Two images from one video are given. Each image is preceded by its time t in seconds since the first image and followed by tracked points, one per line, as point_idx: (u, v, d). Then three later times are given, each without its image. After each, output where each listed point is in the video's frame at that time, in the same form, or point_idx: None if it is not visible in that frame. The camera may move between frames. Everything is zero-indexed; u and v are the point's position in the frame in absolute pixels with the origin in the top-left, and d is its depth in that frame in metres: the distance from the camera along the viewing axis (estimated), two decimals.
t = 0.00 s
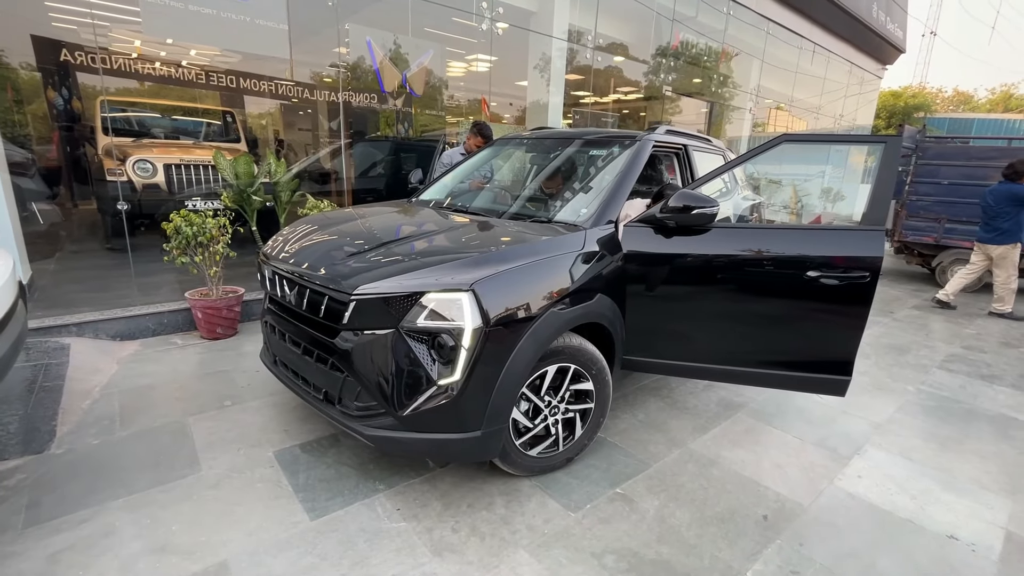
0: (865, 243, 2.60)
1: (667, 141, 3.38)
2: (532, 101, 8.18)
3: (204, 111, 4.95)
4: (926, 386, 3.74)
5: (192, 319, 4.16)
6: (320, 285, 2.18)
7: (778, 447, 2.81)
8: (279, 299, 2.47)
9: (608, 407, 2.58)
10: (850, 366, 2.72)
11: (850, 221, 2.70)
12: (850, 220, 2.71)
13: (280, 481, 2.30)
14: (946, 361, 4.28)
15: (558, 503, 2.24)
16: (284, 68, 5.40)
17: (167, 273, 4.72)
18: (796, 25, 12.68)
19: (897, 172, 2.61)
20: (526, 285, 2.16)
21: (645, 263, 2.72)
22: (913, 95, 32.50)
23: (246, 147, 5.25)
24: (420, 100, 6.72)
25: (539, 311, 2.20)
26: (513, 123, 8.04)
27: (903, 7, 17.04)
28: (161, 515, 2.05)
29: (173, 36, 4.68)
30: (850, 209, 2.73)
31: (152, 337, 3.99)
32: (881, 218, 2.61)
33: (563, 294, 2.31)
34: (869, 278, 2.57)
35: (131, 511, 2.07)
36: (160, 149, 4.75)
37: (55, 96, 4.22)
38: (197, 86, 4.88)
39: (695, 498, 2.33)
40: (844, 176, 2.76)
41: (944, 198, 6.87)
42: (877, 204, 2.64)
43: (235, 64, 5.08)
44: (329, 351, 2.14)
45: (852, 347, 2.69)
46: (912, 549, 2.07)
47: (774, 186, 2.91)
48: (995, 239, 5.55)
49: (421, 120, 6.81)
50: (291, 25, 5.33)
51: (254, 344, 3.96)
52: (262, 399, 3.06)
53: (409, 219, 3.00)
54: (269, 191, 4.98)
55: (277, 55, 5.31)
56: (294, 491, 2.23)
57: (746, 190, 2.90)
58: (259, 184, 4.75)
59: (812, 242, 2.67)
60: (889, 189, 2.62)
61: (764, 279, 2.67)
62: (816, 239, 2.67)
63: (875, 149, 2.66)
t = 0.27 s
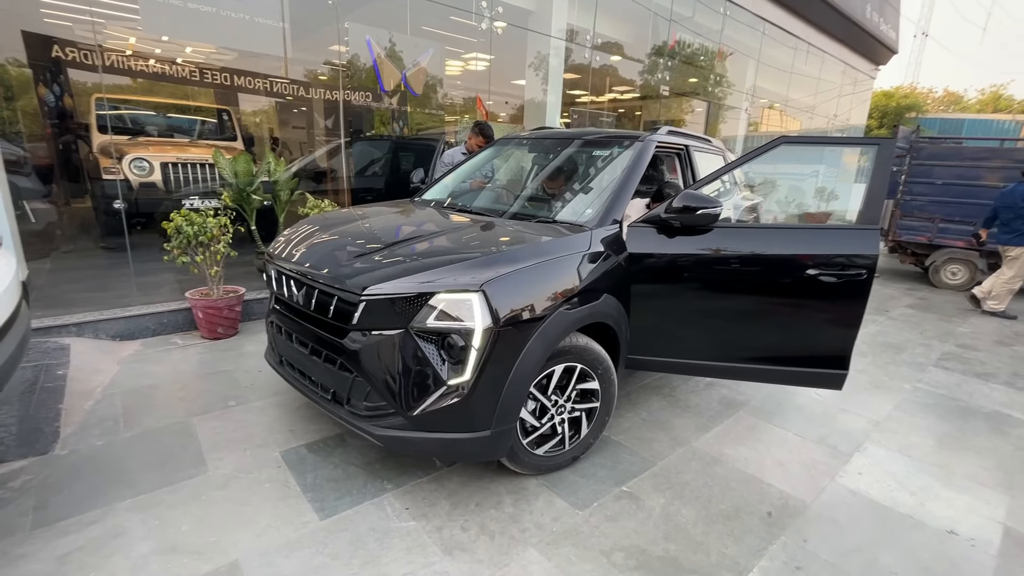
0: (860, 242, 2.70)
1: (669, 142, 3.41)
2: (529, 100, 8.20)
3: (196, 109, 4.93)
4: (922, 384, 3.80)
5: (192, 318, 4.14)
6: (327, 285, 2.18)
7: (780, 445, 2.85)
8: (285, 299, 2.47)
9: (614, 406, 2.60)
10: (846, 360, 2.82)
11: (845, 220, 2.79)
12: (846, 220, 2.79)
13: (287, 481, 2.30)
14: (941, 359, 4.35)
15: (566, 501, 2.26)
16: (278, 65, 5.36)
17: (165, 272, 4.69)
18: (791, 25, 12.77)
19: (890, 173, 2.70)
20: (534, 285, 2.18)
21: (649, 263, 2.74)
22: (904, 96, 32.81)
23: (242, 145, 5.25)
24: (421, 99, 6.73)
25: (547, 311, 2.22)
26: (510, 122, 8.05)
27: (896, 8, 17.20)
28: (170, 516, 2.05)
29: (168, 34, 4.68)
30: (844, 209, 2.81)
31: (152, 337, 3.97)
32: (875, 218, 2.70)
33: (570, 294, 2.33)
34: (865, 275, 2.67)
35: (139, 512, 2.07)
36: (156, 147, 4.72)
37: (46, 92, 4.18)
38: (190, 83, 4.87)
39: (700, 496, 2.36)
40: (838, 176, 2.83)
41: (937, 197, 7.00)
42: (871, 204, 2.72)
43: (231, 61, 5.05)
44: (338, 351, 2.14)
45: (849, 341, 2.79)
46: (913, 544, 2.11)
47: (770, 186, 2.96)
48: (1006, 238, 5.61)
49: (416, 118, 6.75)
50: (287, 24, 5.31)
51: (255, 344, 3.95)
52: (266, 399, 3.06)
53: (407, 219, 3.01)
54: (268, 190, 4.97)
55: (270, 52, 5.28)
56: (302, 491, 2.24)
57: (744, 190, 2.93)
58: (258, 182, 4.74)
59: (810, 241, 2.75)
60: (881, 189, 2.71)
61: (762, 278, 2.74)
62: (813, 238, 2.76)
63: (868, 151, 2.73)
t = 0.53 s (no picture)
0: (848, 238, 2.81)
1: (667, 142, 3.44)
2: (522, 98, 8.21)
3: (181, 105, 4.82)
4: (911, 380, 3.89)
5: (187, 318, 4.10)
6: (332, 285, 2.17)
7: (777, 440, 2.91)
8: (289, 298, 2.46)
9: (616, 403, 2.64)
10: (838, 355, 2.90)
11: (833, 218, 2.90)
12: (833, 217, 2.91)
13: (292, 481, 2.29)
14: (929, 355, 4.46)
15: (571, 498, 2.29)
16: (265, 61, 5.28)
17: (158, 271, 4.63)
18: (780, 25, 12.91)
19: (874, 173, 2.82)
20: (541, 284, 2.20)
21: (650, 262, 2.78)
22: (888, 96, 33.38)
23: (232, 142, 5.20)
24: (415, 97, 6.69)
25: (553, 310, 2.24)
26: (504, 120, 8.06)
27: (881, 10, 17.47)
28: (176, 517, 2.04)
29: (157, 28, 4.59)
30: (830, 207, 2.95)
31: (147, 337, 3.92)
32: (861, 215, 2.83)
33: (575, 293, 2.35)
34: (852, 270, 2.79)
35: (144, 513, 2.05)
36: (145, 144, 4.65)
37: (27, 86, 4.08)
38: (177, 79, 4.76)
39: (701, 491, 2.40)
40: (824, 175, 2.96)
41: (923, 197, 7.13)
42: (857, 202, 2.84)
43: (221, 57, 4.99)
44: (344, 350, 2.14)
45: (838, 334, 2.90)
46: (909, 535, 2.17)
47: (760, 184, 3.05)
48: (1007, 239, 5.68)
49: (404, 116, 6.59)
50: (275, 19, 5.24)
51: (252, 343, 3.92)
52: (266, 399, 3.04)
53: (406, 218, 3.01)
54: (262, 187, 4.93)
55: (258, 48, 5.19)
56: (308, 490, 2.24)
57: (738, 191, 3.01)
58: (253, 181, 4.76)
59: (801, 238, 2.85)
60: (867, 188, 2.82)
61: (757, 273, 2.83)
62: (804, 235, 2.86)
63: (853, 151, 2.83)
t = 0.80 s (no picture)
0: (838, 233, 3.03)
1: (671, 141, 3.46)
2: (521, 97, 8.21)
3: (175, 103, 4.79)
4: (911, 375, 3.95)
5: (192, 318, 4.09)
6: (347, 285, 2.18)
7: (782, 435, 2.95)
8: (301, 298, 2.47)
9: (625, 400, 2.66)
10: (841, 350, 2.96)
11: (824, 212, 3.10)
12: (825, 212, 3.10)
13: (307, 480, 2.31)
14: (927, 351, 4.52)
15: (584, 494, 2.32)
16: (261, 59, 5.24)
17: (161, 271, 4.62)
18: (776, 24, 12.96)
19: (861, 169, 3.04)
20: (554, 282, 2.22)
21: (658, 259, 2.81)
22: (881, 94, 33.63)
23: (232, 141, 5.19)
24: (415, 96, 6.66)
25: (566, 308, 2.26)
26: (503, 118, 8.06)
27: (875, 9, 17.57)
28: (193, 516, 2.05)
29: (155, 27, 4.55)
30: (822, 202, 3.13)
31: (151, 337, 3.92)
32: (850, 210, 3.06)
33: (587, 291, 2.38)
34: (844, 262, 3.01)
35: (161, 513, 2.06)
36: (144, 144, 4.63)
37: (19, 85, 4.06)
38: (172, 77, 4.73)
39: (711, 485, 2.44)
40: (816, 173, 3.14)
41: (918, 195, 7.21)
42: (847, 198, 3.06)
43: (219, 56, 4.97)
44: (359, 350, 2.15)
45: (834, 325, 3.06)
46: (915, 528, 2.22)
47: (758, 183, 3.14)
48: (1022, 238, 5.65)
49: (400, 114, 6.52)
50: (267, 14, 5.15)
51: (258, 342, 3.93)
52: (276, 398, 3.05)
53: (413, 217, 3.02)
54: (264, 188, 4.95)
55: (253, 46, 5.14)
56: (323, 489, 2.25)
57: (739, 189, 3.10)
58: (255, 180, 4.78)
59: (797, 233, 3.03)
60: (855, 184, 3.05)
61: (758, 267, 2.97)
62: (800, 231, 3.04)
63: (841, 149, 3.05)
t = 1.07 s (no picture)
0: (827, 225, 3.22)
1: (674, 137, 3.48)
2: (520, 93, 8.20)
3: (168, 100, 4.70)
4: (909, 368, 4.02)
5: (196, 316, 4.09)
6: (358, 281, 2.20)
7: (786, 427, 3.00)
8: (312, 295, 2.49)
9: (633, 394, 2.70)
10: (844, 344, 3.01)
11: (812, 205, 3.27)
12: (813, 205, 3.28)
13: (320, 475, 2.33)
14: (925, 344, 4.59)
15: (594, 486, 2.36)
16: (255, 55, 5.18)
17: (163, 269, 4.62)
18: (772, 19, 12.99)
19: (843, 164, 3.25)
20: (565, 278, 2.25)
21: (665, 254, 2.84)
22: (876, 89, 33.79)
23: (230, 138, 5.10)
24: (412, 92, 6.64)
25: (576, 303, 2.29)
26: (501, 114, 8.04)
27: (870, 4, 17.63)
28: (210, 512, 2.07)
29: (152, 22, 4.51)
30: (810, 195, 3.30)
31: (156, 335, 3.92)
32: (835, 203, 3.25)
33: (596, 286, 2.41)
34: (831, 252, 3.20)
35: (177, 509, 2.08)
36: (142, 141, 4.56)
37: (11, 81, 4.05)
38: (165, 73, 4.66)
39: (718, 477, 2.48)
40: (806, 168, 3.28)
41: (914, 189, 7.28)
42: (831, 192, 3.26)
43: (215, 52, 4.92)
44: (372, 346, 2.17)
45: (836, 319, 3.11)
46: (918, 516, 2.27)
47: (755, 177, 3.21)
48: None
49: (395, 110, 6.47)
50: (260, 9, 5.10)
51: (263, 340, 3.94)
52: (284, 394, 3.07)
53: (419, 214, 3.03)
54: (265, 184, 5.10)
55: (247, 41, 5.09)
56: (337, 484, 2.28)
57: (739, 184, 3.15)
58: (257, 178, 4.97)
59: (789, 226, 3.17)
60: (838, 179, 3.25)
61: (757, 260, 3.08)
62: (792, 223, 3.19)
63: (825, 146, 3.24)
